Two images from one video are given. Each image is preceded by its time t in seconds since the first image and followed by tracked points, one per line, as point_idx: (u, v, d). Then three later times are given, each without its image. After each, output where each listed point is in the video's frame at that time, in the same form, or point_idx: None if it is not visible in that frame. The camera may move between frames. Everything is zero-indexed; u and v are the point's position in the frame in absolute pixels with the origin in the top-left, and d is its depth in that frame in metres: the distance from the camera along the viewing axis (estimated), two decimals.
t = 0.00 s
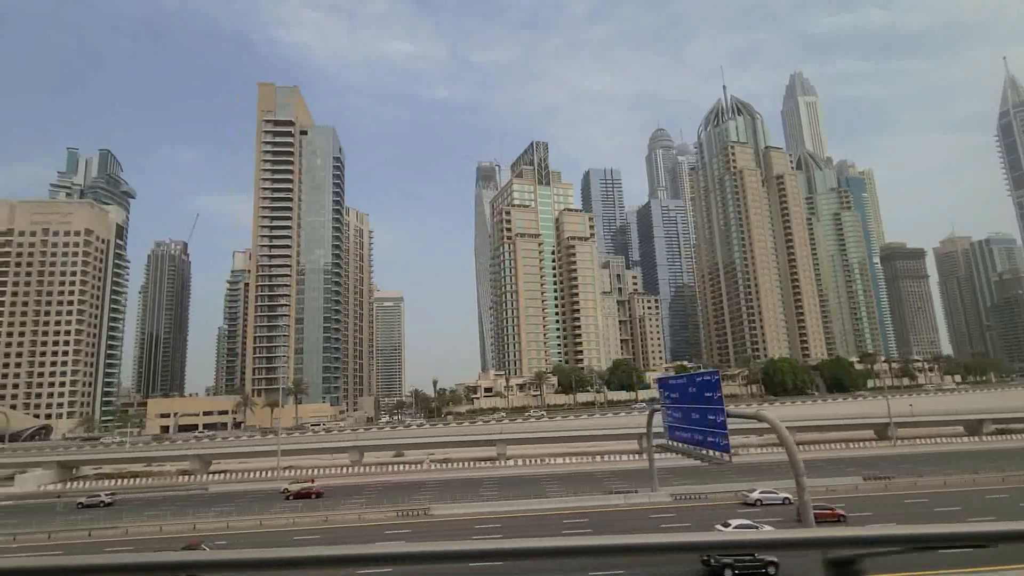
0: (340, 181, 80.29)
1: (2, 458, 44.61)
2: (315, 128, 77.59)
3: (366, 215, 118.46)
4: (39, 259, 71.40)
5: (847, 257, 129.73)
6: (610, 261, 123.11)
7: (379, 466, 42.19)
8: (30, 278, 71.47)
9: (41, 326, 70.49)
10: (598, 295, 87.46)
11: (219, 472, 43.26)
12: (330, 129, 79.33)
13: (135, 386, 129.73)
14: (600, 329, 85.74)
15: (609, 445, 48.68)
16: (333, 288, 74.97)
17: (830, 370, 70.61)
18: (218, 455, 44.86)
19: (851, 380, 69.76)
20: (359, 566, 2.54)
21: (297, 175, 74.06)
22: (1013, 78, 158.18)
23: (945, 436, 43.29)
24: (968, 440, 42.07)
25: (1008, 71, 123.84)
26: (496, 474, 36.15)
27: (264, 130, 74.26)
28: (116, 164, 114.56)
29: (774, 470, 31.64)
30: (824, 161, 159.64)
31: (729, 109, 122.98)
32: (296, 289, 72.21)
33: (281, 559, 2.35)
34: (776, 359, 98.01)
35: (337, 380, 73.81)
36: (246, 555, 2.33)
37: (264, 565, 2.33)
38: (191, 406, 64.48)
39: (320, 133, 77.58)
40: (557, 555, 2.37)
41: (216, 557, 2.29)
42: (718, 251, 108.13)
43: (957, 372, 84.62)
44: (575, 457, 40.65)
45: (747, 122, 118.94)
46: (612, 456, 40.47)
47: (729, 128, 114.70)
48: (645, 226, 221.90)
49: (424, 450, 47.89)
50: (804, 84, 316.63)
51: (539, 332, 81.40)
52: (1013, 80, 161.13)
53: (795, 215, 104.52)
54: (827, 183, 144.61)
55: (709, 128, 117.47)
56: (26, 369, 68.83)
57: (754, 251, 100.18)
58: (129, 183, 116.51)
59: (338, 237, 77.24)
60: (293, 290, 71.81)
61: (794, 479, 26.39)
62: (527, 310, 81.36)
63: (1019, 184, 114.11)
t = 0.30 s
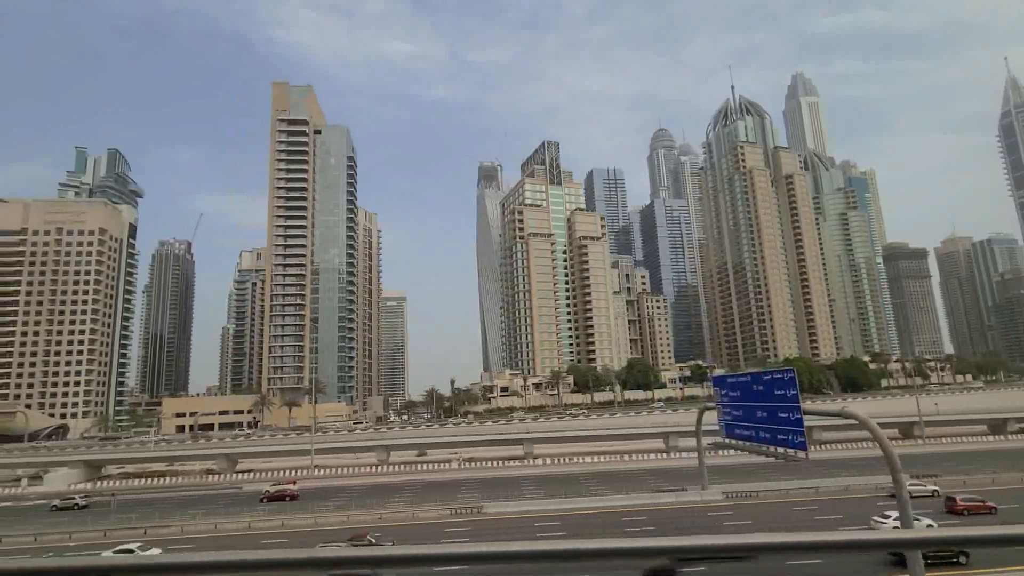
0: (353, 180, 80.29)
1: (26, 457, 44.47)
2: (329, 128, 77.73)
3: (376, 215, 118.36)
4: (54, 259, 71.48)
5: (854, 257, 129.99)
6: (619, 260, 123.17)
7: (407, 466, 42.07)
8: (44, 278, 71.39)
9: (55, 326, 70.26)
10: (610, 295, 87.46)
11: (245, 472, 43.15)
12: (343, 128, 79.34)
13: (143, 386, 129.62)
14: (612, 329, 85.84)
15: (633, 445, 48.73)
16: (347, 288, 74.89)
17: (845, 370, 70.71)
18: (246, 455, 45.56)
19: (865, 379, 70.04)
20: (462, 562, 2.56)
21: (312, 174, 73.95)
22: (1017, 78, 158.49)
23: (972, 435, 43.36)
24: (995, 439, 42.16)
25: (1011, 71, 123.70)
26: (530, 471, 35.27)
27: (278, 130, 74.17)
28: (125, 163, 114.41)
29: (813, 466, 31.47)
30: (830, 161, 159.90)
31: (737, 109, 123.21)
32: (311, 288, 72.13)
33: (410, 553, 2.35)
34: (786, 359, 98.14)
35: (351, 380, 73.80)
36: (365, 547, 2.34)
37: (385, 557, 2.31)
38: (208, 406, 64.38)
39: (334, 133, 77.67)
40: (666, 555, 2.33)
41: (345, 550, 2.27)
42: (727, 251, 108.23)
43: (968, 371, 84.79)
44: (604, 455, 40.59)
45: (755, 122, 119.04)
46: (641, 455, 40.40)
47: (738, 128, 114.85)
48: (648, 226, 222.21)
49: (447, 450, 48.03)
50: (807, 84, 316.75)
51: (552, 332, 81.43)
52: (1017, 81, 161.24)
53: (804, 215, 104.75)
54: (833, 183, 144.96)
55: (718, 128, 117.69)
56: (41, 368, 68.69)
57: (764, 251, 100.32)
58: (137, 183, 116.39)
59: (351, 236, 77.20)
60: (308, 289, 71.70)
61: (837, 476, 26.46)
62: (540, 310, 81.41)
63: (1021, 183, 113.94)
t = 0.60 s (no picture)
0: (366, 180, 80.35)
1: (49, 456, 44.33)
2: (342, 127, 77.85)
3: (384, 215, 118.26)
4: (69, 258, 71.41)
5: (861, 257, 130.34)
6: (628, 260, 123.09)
7: (434, 465, 41.83)
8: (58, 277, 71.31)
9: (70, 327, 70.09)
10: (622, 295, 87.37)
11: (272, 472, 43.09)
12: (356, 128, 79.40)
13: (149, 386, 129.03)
14: (624, 329, 85.80)
15: (657, 445, 48.65)
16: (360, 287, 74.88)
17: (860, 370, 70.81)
18: (272, 454, 45.86)
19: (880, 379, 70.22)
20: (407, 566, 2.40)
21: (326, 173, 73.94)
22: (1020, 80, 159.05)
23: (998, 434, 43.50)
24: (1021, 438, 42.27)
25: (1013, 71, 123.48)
26: (563, 470, 35.00)
27: (292, 129, 74.09)
28: (134, 163, 114.21)
29: (851, 465, 31.32)
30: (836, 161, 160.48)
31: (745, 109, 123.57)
32: (325, 288, 72.10)
33: (347, 554, 2.19)
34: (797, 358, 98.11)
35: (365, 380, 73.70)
36: (298, 547, 2.17)
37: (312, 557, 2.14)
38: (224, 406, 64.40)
39: (348, 133, 77.80)
40: (623, 551, 2.20)
41: (272, 548, 2.10)
42: (737, 251, 108.30)
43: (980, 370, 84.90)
44: (632, 454, 40.34)
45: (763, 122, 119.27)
46: (671, 454, 40.17)
47: (746, 128, 115.12)
48: (652, 226, 222.12)
49: (469, 450, 48.06)
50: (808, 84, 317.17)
51: (566, 331, 81.40)
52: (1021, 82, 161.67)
53: (813, 216, 105.01)
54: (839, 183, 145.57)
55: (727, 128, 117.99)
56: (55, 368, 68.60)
57: (775, 252, 100.43)
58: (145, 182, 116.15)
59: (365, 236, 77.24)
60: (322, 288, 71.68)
61: (879, 473, 26.44)
62: (553, 309, 81.38)
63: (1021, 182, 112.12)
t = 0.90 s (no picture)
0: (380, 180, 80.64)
1: (73, 456, 44.34)
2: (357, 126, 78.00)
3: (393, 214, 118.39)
4: (84, 258, 71.56)
5: (868, 256, 130.83)
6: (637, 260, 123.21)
7: (463, 464, 41.91)
8: (74, 277, 71.45)
9: (85, 327, 69.93)
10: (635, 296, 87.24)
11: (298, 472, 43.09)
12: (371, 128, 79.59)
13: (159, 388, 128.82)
14: (637, 329, 85.79)
15: (682, 445, 48.68)
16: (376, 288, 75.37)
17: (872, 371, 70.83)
18: (300, 453, 46.25)
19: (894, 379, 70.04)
20: (533, 569, 2.65)
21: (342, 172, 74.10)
22: None
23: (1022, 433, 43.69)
24: None
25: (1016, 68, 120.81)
26: (596, 468, 35.09)
27: (307, 129, 74.17)
28: (143, 162, 114.17)
29: (886, 463, 31.40)
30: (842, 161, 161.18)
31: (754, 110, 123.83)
32: (341, 287, 72.41)
33: (516, 552, 2.52)
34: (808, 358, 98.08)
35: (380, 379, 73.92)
36: (444, 549, 2.45)
37: (491, 555, 2.45)
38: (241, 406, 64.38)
39: (363, 132, 78.07)
40: (757, 549, 2.51)
41: (450, 551, 2.41)
42: (747, 250, 108.26)
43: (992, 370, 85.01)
44: (661, 454, 40.17)
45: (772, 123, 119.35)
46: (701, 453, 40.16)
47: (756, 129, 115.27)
48: (656, 226, 222.26)
49: (491, 450, 48.21)
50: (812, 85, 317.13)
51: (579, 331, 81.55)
52: None
53: (822, 215, 105.20)
54: (847, 184, 146.62)
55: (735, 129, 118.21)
56: (71, 369, 68.59)
57: (785, 252, 100.51)
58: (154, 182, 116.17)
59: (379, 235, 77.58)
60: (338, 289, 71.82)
61: (922, 470, 26.62)
62: (567, 309, 81.46)
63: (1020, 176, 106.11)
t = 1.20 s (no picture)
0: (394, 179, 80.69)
1: (99, 455, 44.32)
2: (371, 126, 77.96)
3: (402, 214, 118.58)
4: (98, 258, 71.47)
5: (875, 256, 131.14)
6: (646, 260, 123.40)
7: (491, 463, 41.87)
8: (89, 276, 71.37)
9: (100, 327, 69.89)
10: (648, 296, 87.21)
11: (325, 471, 43.05)
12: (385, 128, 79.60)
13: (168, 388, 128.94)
14: (650, 329, 85.81)
15: (706, 444, 48.71)
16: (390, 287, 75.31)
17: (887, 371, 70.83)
18: (327, 453, 46.20)
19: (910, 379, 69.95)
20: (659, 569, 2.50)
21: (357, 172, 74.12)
22: None
23: None
24: None
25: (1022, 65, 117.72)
26: (628, 467, 35.04)
27: (323, 129, 74.11)
28: (152, 161, 114.10)
29: (923, 462, 31.36)
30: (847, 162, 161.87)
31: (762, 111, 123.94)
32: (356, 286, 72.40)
33: (637, 554, 2.36)
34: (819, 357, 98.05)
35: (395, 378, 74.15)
36: (570, 549, 2.35)
37: (670, 559, 2.31)
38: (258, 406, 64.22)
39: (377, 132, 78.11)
40: (903, 550, 2.33)
41: (577, 547, 2.32)
42: (757, 249, 108.26)
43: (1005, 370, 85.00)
44: (689, 454, 40.07)
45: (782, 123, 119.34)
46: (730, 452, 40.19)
47: (765, 129, 115.28)
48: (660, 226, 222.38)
49: (514, 449, 48.35)
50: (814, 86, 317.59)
51: (593, 331, 81.57)
52: None
53: (832, 215, 105.27)
54: (855, 185, 147.46)
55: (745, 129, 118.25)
56: (87, 369, 68.52)
57: (796, 252, 100.61)
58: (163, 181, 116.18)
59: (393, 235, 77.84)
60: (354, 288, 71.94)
61: (962, 468, 26.72)
62: (582, 308, 81.67)
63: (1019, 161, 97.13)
